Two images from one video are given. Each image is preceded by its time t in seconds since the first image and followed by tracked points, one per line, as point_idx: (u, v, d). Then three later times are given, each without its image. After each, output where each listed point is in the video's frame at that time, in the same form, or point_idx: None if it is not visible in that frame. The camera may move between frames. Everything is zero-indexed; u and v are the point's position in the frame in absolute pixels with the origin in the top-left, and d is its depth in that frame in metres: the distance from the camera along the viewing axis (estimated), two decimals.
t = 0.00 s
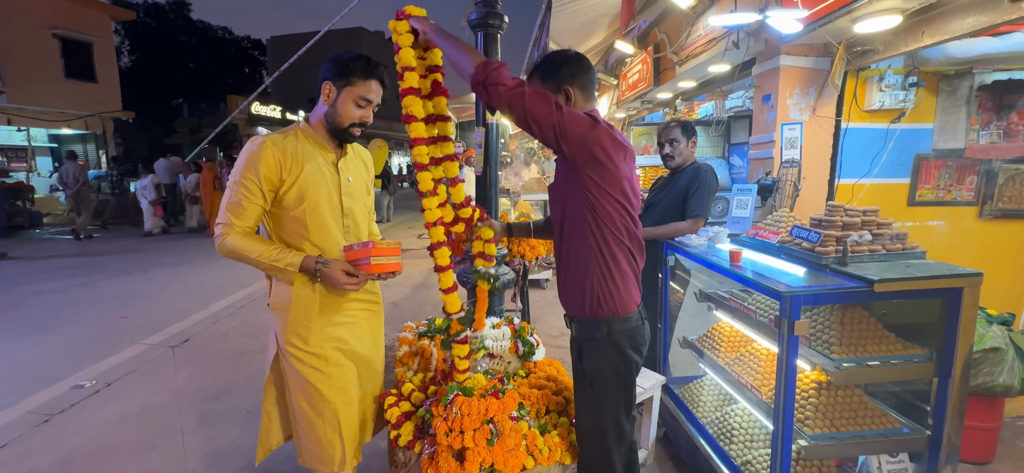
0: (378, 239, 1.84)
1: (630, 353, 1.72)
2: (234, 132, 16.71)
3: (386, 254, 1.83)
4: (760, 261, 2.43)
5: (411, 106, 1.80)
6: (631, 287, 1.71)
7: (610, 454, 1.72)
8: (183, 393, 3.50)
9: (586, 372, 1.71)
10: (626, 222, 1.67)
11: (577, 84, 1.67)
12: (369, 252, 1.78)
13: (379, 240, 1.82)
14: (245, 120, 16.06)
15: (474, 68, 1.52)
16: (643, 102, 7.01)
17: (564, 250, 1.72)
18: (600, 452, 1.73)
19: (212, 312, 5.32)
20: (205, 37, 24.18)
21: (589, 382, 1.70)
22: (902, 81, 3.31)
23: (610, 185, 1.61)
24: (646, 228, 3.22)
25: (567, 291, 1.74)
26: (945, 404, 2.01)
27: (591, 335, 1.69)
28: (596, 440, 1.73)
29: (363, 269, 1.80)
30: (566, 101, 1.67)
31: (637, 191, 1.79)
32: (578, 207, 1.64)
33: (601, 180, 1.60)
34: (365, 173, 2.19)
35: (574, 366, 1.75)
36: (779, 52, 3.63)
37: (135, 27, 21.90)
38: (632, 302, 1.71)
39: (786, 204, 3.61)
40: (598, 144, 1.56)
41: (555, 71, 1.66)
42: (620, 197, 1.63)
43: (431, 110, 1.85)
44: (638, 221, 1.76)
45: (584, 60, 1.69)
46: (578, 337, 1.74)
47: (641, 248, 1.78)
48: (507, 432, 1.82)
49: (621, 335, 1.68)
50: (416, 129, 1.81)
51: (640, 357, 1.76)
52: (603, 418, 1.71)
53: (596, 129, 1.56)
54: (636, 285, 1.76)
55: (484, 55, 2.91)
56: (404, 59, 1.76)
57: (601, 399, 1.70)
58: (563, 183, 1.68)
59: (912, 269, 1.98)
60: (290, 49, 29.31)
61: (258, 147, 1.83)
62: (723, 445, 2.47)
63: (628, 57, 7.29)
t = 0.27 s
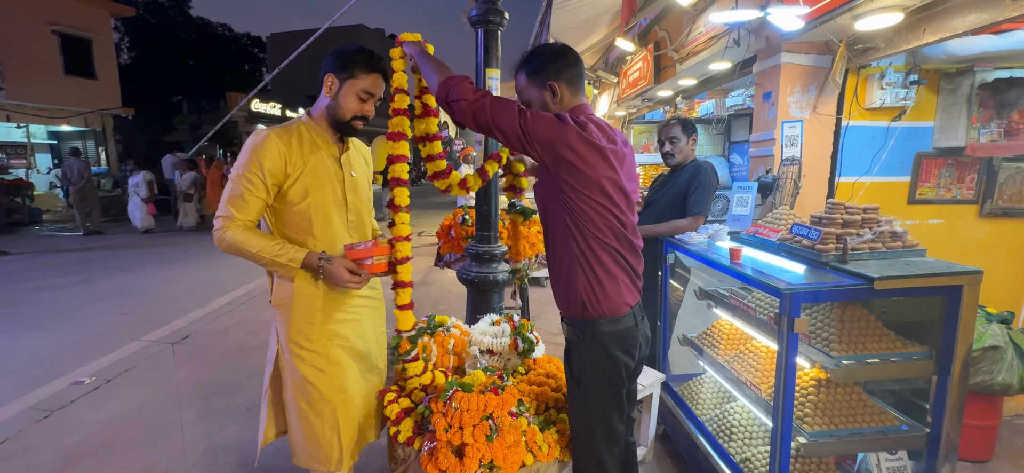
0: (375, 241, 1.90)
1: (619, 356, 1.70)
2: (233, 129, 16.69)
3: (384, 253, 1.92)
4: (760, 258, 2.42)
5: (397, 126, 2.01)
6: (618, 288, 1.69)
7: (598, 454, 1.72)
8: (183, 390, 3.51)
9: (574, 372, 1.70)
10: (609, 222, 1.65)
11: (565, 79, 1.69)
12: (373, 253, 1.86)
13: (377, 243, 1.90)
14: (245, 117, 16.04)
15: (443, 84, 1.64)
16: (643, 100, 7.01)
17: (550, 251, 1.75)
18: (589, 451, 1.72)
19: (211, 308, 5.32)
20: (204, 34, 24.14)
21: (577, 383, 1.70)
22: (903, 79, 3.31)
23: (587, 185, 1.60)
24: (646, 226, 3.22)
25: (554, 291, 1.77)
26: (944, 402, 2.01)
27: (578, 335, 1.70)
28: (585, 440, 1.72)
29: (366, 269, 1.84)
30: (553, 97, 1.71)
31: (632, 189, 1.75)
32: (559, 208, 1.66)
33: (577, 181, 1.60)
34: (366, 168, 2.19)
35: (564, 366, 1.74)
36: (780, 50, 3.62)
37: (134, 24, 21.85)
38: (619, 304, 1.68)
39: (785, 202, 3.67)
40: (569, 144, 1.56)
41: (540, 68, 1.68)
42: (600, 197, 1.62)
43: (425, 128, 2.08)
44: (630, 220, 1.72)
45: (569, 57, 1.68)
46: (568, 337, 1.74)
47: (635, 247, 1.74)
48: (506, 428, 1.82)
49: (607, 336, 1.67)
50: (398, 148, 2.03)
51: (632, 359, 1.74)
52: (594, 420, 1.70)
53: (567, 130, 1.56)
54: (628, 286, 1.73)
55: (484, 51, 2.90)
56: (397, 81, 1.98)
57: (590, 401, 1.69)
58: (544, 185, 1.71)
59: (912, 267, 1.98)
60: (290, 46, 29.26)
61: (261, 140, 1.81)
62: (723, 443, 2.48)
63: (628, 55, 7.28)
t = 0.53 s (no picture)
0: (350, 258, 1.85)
1: (612, 356, 1.70)
2: (233, 127, 16.67)
3: (362, 270, 1.89)
4: (760, 257, 2.42)
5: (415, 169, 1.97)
6: (612, 291, 1.68)
7: (593, 454, 1.72)
8: (182, 387, 3.51)
9: (567, 373, 1.70)
10: (599, 226, 1.64)
11: (554, 79, 1.68)
12: (345, 271, 1.81)
13: (353, 259, 1.86)
14: (244, 114, 16.03)
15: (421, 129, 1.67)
16: (644, 98, 7.00)
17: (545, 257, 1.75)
18: (583, 451, 1.72)
19: (211, 306, 5.32)
20: (204, 32, 24.09)
21: (570, 383, 1.70)
22: (904, 78, 3.31)
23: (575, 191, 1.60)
24: (646, 224, 3.22)
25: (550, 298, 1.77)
26: (943, 402, 2.01)
27: (572, 335, 1.69)
28: (579, 440, 1.72)
29: (338, 286, 1.81)
30: (542, 97, 1.70)
31: (626, 190, 1.73)
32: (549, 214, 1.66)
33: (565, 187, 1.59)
34: (368, 167, 2.19)
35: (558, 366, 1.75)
36: (780, 48, 3.61)
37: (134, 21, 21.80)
38: (613, 307, 1.68)
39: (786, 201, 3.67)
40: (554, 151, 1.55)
41: (528, 69, 1.67)
42: (589, 201, 1.61)
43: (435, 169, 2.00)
44: (624, 222, 1.71)
45: (556, 58, 1.67)
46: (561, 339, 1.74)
47: (628, 249, 1.73)
48: (505, 427, 1.82)
49: (601, 337, 1.67)
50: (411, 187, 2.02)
51: (626, 360, 1.75)
52: (587, 420, 1.70)
53: (552, 138, 1.55)
54: (622, 288, 1.72)
55: (484, 49, 2.90)
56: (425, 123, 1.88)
57: (584, 401, 1.69)
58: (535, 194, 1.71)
59: (912, 266, 1.98)
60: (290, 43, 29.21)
61: (264, 134, 1.81)
62: (722, 442, 2.48)
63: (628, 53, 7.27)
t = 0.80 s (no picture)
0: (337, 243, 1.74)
1: (612, 355, 1.70)
2: (234, 126, 16.67)
3: (350, 258, 1.77)
4: (761, 257, 2.42)
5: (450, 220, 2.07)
6: (614, 293, 1.67)
7: (592, 454, 1.71)
8: (184, 386, 3.51)
9: (567, 371, 1.70)
10: (601, 231, 1.62)
11: (547, 82, 1.68)
12: (327, 257, 1.70)
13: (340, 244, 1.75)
14: (245, 114, 16.04)
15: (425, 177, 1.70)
16: (644, 97, 7.00)
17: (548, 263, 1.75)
18: (582, 450, 1.72)
19: (212, 305, 5.32)
20: (205, 31, 24.09)
21: (570, 382, 1.70)
22: (906, 77, 3.30)
23: (574, 200, 1.59)
24: (647, 224, 3.21)
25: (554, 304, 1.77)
26: (945, 401, 2.00)
27: (571, 334, 1.70)
28: (579, 439, 1.72)
29: (321, 273, 1.72)
30: (537, 100, 1.70)
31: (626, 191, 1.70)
32: (551, 223, 1.66)
33: (564, 196, 1.59)
34: (369, 169, 2.18)
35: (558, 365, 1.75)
36: (782, 48, 3.60)
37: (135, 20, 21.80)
38: (614, 308, 1.67)
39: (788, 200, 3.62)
40: (551, 163, 1.53)
41: (520, 74, 1.67)
42: (589, 210, 1.59)
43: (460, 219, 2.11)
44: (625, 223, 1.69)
45: (547, 64, 1.67)
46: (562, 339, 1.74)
47: (630, 250, 1.72)
48: (506, 426, 1.82)
49: (601, 337, 1.67)
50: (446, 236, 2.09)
51: (626, 359, 1.73)
52: (587, 419, 1.70)
53: (549, 151, 1.53)
54: (625, 289, 1.71)
55: (486, 48, 2.90)
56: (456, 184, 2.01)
57: (584, 400, 1.69)
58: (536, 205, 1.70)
59: (915, 266, 1.97)
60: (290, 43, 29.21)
61: (260, 132, 1.84)
62: (723, 441, 2.48)
63: (630, 52, 7.25)
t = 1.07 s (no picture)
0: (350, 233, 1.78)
1: (615, 355, 1.69)
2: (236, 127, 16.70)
3: (362, 249, 1.79)
4: (762, 257, 2.42)
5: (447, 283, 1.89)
6: (616, 294, 1.67)
7: (594, 454, 1.71)
8: (185, 387, 3.51)
9: (570, 371, 1.71)
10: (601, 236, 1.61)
11: (540, 88, 1.67)
12: (340, 246, 1.73)
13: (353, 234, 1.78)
14: (247, 115, 16.07)
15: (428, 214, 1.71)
16: (645, 98, 7.00)
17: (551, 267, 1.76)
18: (584, 450, 1.72)
19: (214, 306, 5.33)
20: (206, 32, 24.14)
21: (572, 381, 1.70)
22: (908, 77, 3.29)
23: (572, 209, 1.59)
24: (649, 224, 3.21)
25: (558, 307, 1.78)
26: (948, 401, 2.00)
27: (574, 334, 1.71)
28: (581, 438, 1.72)
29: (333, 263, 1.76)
30: (531, 107, 1.68)
31: (625, 192, 1.67)
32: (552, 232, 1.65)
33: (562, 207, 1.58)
34: (369, 169, 2.18)
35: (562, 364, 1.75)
36: (784, 48, 3.59)
37: (137, 22, 21.85)
38: (616, 309, 1.67)
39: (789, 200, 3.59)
40: (546, 176, 1.52)
41: (513, 81, 1.65)
42: (589, 218, 1.57)
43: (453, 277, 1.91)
44: (625, 226, 1.68)
45: (538, 70, 1.66)
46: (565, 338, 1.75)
47: (632, 250, 1.71)
48: (507, 427, 1.81)
49: (604, 337, 1.67)
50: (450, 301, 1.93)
51: (628, 361, 1.73)
52: (589, 419, 1.70)
53: (545, 165, 1.51)
54: (627, 290, 1.70)
55: (487, 48, 2.90)
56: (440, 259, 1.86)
57: (586, 400, 1.69)
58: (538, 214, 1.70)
59: (916, 266, 1.97)
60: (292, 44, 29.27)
61: (261, 134, 1.84)
62: (724, 442, 2.47)
63: (631, 53, 7.25)
